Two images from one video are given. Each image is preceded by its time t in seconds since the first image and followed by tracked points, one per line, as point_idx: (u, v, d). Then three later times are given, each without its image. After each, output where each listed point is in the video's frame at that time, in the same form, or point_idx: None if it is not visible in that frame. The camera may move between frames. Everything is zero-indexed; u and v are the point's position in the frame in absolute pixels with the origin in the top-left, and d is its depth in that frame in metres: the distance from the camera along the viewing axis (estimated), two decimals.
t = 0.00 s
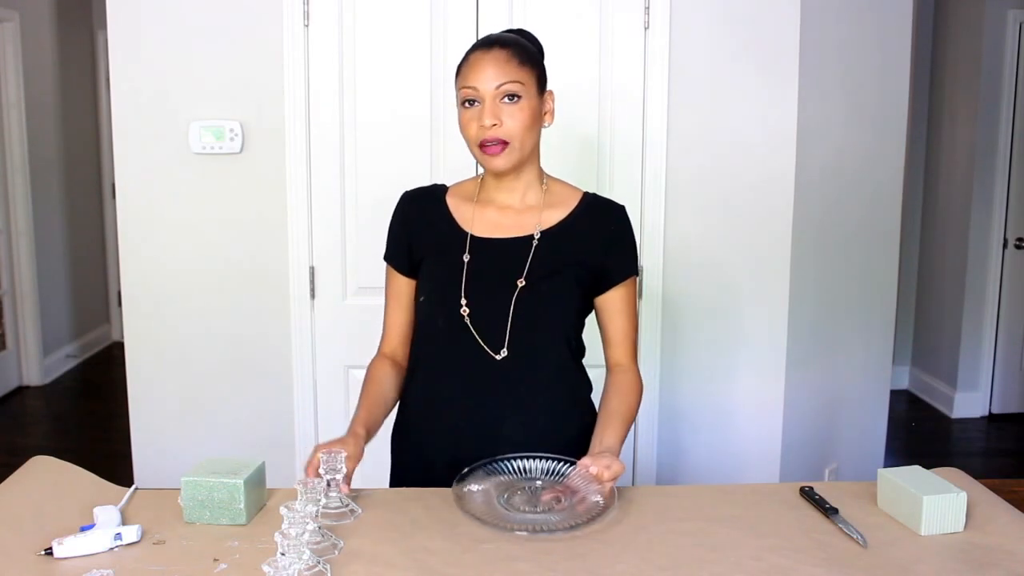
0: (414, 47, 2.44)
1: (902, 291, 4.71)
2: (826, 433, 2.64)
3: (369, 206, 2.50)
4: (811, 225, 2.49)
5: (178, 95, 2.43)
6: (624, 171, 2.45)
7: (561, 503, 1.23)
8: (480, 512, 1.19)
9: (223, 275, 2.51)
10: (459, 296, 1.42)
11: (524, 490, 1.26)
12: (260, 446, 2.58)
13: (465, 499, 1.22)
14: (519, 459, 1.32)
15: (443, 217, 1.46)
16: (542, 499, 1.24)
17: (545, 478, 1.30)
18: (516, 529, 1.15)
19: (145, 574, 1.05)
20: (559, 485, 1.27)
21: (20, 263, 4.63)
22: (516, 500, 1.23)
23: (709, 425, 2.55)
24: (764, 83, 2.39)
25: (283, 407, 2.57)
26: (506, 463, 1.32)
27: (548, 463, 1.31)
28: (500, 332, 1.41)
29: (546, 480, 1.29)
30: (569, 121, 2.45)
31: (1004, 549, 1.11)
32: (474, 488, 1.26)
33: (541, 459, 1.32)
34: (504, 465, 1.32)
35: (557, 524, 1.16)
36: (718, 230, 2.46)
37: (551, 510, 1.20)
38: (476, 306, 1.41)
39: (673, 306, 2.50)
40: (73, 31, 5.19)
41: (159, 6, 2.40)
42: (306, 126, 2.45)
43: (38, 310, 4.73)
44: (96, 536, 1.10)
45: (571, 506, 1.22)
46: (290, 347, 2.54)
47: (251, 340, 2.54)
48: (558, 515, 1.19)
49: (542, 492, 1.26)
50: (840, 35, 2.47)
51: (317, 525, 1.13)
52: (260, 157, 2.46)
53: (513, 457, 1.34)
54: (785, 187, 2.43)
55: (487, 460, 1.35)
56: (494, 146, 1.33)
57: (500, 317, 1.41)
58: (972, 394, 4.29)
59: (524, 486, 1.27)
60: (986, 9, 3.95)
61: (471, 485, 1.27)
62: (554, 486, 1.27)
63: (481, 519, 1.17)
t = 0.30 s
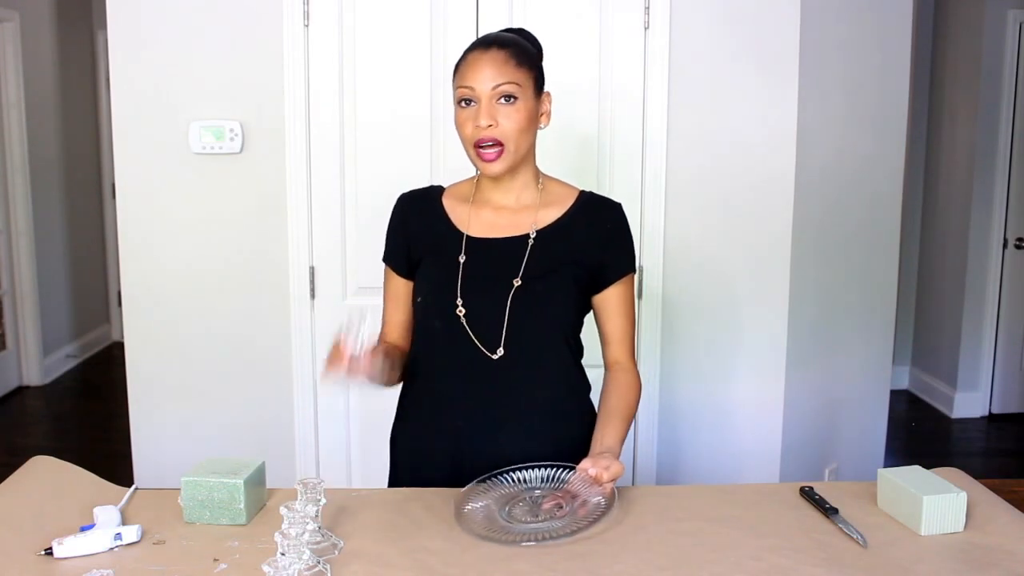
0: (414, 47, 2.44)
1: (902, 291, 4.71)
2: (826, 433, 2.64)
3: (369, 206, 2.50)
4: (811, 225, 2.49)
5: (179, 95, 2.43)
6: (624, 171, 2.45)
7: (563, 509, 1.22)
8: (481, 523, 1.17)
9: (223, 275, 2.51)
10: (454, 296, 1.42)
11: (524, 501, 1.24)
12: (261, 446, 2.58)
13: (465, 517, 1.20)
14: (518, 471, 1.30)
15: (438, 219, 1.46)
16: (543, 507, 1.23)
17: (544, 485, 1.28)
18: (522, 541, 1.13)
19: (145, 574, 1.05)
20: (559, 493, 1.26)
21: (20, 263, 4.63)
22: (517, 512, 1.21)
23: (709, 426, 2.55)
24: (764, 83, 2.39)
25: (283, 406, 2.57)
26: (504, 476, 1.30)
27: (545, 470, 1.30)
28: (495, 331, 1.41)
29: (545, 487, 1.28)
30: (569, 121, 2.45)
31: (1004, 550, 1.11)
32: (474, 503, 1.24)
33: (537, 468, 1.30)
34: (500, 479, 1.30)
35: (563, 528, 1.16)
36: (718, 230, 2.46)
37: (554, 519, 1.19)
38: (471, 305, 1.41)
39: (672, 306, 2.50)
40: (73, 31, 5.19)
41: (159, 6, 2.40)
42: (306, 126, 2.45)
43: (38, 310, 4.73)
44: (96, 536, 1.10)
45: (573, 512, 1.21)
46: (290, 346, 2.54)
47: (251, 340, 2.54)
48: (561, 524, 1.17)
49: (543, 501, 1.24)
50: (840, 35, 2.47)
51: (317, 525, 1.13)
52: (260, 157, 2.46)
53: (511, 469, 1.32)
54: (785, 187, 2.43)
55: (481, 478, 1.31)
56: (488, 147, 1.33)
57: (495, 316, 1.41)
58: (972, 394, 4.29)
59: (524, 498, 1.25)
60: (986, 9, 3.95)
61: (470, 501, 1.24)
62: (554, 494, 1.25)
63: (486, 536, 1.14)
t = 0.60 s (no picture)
0: (414, 47, 2.44)
1: (902, 290, 4.71)
2: (826, 433, 2.64)
3: (369, 206, 2.50)
4: (811, 225, 2.49)
5: (179, 95, 2.44)
6: (624, 171, 2.45)
7: (559, 509, 1.21)
8: (478, 525, 1.17)
9: (222, 275, 2.51)
10: (455, 296, 1.42)
11: (521, 505, 1.24)
12: (260, 446, 2.58)
13: (463, 519, 1.19)
14: (514, 475, 1.30)
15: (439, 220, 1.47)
16: (540, 509, 1.22)
17: (540, 488, 1.28)
18: (521, 541, 1.13)
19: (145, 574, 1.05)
20: (556, 493, 1.26)
21: (20, 263, 4.63)
22: (514, 515, 1.21)
23: (709, 426, 2.55)
24: (764, 83, 2.39)
25: (283, 407, 2.57)
26: (501, 481, 1.30)
27: (540, 473, 1.30)
28: (495, 332, 1.41)
29: (542, 489, 1.27)
30: (569, 121, 2.45)
31: (1004, 549, 1.11)
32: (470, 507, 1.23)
33: (533, 471, 1.30)
34: (498, 484, 1.29)
35: (558, 528, 1.15)
36: (718, 230, 2.46)
37: (551, 520, 1.19)
38: (472, 306, 1.41)
39: (672, 306, 2.50)
40: (73, 31, 5.19)
41: (159, 6, 2.40)
42: (306, 125, 2.45)
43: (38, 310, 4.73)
44: (96, 536, 1.10)
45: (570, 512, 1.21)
46: (290, 347, 2.54)
47: (251, 340, 2.54)
48: (558, 523, 1.17)
49: (539, 503, 1.24)
50: (840, 35, 2.47)
51: (317, 525, 1.13)
52: (260, 158, 2.46)
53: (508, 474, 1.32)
54: (785, 187, 2.42)
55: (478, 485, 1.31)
56: (485, 150, 1.33)
57: (495, 317, 1.41)
58: (973, 394, 4.29)
59: (521, 501, 1.25)
60: (986, 9, 3.95)
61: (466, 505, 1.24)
62: (551, 496, 1.25)
63: (482, 539, 1.13)
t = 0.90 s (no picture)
0: (414, 47, 2.44)
1: (902, 291, 4.71)
2: (826, 433, 2.64)
3: (369, 206, 2.49)
4: (811, 225, 2.49)
5: (179, 95, 2.44)
6: (624, 171, 2.45)
7: (560, 511, 1.22)
8: (479, 526, 1.17)
9: (222, 275, 2.51)
10: (457, 296, 1.42)
11: (522, 505, 1.24)
12: (260, 446, 2.58)
13: (464, 521, 1.18)
14: (514, 477, 1.29)
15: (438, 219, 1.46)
16: (541, 510, 1.22)
17: (541, 490, 1.28)
18: (524, 540, 1.13)
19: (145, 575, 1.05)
20: (557, 496, 1.26)
21: (20, 263, 4.63)
22: (515, 515, 1.21)
23: (708, 426, 2.55)
24: (764, 83, 2.39)
25: (283, 407, 2.57)
26: (501, 484, 1.29)
27: (542, 475, 1.30)
28: (497, 331, 1.41)
29: (544, 491, 1.28)
30: (569, 121, 2.45)
31: (1004, 549, 1.11)
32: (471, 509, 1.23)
33: (535, 473, 1.30)
34: (497, 486, 1.29)
35: (560, 529, 1.16)
36: (718, 230, 2.46)
37: (553, 520, 1.19)
38: (474, 305, 1.41)
39: (672, 306, 2.50)
40: (73, 31, 5.19)
41: (159, 6, 2.40)
42: (306, 125, 2.45)
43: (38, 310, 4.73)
44: (96, 536, 1.10)
45: (571, 512, 1.21)
46: (290, 347, 2.54)
47: (252, 340, 2.54)
48: (560, 523, 1.17)
49: (540, 505, 1.24)
50: (840, 35, 2.47)
51: (317, 525, 1.13)
52: (260, 158, 2.46)
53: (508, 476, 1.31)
54: (784, 187, 2.43)
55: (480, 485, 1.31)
56: (486, 152, 1.33)
57: (497, 316, 1.41)
58: (973, 395, 4.29)
59: (522, 503, 1.25)
60: (986, 9, 3.95)
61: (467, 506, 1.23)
62: (551, 498, 1.25)
63: (483, 538, 1.13)
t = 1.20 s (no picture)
0: (414, 47, 2.44)
1: (902, 291, 4.71)
2: (827, 433, 2.64)
3: (369, 206, 2.49)
4: (811, 225, 2.49)
5: (179, 95, 2.43)
6: (624, 171, 2.45)
7: (558, 514, 1.21)
8: (477, 526, 1.17)
9: (222, 275, 2.51)
10: (456, 296, 1.42)
11: (519, 507, 1.24)
12: (260, 446, 2.58)
13: (461, 521, 1.18)
14: (512, 481, 1.29)
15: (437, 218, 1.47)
16: (538, 513, 1.22)
17: (539, 494, 1.27)
18: (521, 539, 1.13)
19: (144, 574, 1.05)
20: (554, 500, 1.25)
21: (20, 263, 4.62)
22: (512, 517, 1.21)
23: (708, 426, 2.55)
24: (764, 84, 2.39)
25: (283, 407, 2.57)
26: (498, 487, 1.29)
27: (539, 479, 1.29)
28: (495, 331, 1.41)
29: (541, 496, 1.27)
30: (569, 121, 2.45)
31: (1004, 549, 1.11)
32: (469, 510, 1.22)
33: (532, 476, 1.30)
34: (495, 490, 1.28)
35: (555, 531, 1.15)
36: (718, 230, 2.46)
37: (550, 520, 1.19)
38: (472, 305, 1.41)
39: (672, 306, 2.51)
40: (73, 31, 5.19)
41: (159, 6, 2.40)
42: (306, 126, 2.45)
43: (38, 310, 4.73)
44: (96, 536, 1.10)
45: (569, 513, 1.21)
46: (290, 347, 2.54)
47: (252, 340, 2.54)
48: (557, 524, 1.17)
49: (537, 507, 1.24)
50: (840, 35, 2.47)
51: (317, 525, 1.13)
52: (260, 158, 2.46)
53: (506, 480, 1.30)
54: (784, 187, 2.43)
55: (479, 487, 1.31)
56: (483, 156, 1.32)
57: (495, 316, 1.41)
58: (973, 395, 4.29)
59: (519, 505, 1.24)
60: (986, 9, 3.95)
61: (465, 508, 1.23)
62: (549, 501, 1.25)
63: (482, 536, 1.14)
